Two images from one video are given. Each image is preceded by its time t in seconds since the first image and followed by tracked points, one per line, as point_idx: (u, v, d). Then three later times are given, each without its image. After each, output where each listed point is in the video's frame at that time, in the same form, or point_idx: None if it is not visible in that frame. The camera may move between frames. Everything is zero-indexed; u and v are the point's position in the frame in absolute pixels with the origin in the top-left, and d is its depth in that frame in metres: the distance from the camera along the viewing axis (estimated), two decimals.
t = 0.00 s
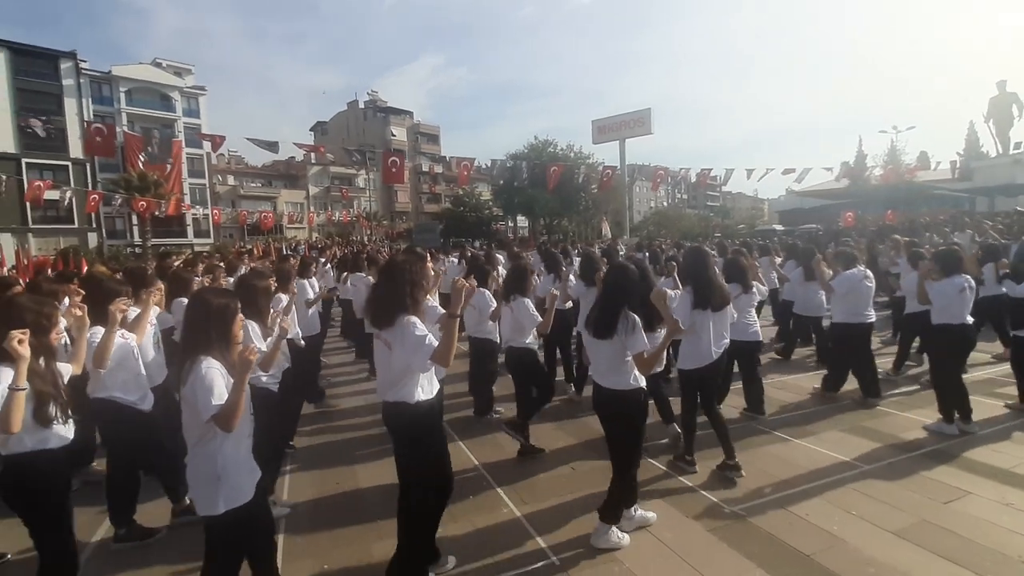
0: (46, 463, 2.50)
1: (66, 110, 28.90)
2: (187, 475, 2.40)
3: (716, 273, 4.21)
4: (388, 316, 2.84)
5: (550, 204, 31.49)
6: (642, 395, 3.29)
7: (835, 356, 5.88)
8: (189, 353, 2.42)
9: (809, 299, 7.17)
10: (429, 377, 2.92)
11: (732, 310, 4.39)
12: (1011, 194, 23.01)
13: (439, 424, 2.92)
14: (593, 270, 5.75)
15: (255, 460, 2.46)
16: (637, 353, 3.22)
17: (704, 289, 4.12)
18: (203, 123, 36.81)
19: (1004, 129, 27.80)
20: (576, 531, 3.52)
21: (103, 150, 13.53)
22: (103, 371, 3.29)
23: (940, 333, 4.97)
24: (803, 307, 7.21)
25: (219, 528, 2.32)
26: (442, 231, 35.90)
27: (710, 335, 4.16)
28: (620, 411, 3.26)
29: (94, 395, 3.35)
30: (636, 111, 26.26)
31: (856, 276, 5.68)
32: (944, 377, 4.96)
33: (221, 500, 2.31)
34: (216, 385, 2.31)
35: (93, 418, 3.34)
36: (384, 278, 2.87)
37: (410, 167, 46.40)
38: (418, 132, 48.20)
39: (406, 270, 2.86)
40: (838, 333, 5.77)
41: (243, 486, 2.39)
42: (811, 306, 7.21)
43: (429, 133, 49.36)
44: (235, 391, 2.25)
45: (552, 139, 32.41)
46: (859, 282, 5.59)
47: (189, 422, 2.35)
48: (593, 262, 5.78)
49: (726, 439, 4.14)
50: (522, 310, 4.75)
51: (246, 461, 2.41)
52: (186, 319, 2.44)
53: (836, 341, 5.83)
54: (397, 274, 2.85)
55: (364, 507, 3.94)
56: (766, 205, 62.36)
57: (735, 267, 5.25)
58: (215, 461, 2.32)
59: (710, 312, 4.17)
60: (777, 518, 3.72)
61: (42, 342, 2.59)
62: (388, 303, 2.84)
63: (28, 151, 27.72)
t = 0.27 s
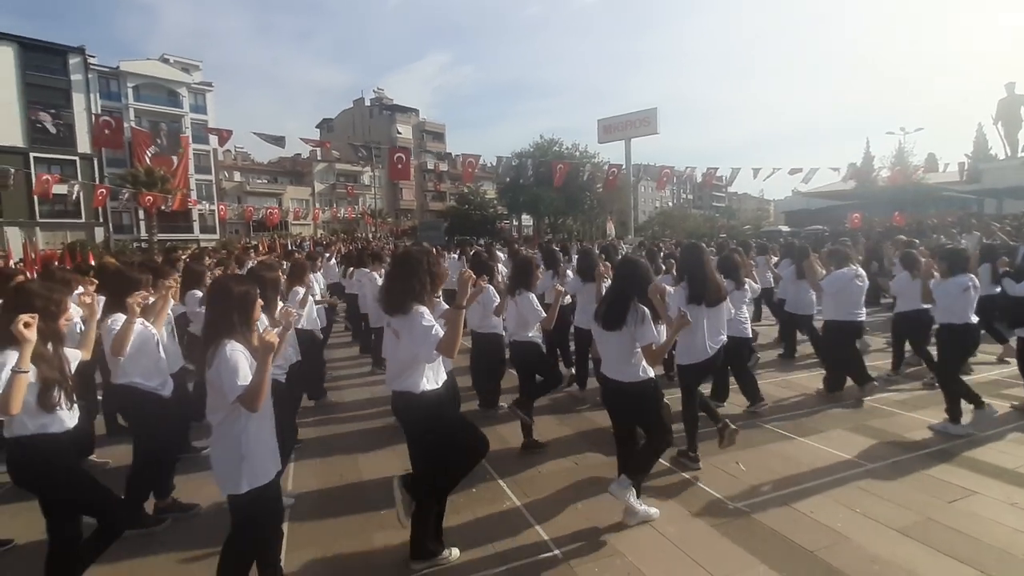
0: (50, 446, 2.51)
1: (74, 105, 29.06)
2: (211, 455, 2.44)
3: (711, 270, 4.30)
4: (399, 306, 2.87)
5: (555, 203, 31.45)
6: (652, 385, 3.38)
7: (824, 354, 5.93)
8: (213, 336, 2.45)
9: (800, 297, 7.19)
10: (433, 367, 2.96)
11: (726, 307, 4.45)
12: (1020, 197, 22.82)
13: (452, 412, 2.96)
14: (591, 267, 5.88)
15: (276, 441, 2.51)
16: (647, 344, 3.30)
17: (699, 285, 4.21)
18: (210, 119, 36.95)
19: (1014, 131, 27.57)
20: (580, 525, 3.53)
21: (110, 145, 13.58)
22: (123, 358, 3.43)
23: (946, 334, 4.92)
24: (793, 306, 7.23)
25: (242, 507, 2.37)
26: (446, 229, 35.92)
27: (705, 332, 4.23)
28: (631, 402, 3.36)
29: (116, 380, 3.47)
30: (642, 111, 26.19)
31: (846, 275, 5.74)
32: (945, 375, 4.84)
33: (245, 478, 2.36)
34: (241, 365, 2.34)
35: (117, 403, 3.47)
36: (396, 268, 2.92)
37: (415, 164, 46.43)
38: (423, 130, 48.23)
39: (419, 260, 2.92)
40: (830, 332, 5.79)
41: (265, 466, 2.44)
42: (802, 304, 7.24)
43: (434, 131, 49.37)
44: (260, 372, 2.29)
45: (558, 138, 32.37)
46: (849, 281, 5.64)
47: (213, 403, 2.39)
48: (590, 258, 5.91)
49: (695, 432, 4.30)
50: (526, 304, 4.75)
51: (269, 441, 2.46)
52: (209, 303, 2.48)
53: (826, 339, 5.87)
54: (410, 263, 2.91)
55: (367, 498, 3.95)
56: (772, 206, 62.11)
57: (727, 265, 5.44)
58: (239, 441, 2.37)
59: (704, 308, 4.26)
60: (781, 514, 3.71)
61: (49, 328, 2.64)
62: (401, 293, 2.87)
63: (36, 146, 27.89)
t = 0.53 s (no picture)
0: (62, 433, 2.55)
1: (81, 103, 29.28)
2: (225, 442, 2.52)
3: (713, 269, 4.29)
4: (409, 301, 2.89)
5: (559, 202, 31.46)
6: (659, 382, 3.39)
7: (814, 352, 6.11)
8: (225, 327, 2.50)
9: (796, 296, 7.45)
10: (443, 362, 2.97)
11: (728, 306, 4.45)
12: None
13: (459, 406, 2.96)
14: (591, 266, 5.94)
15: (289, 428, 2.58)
16: (654, 342, 3.30)
17: (700, 283, 4.21)
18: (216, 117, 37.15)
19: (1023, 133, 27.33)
20: (583, 521, 3.54)
21: (117, 142, 13.67)
22: (136, 349, 3.51)
23: (951, 334, 4.89)
24: (789, 306, 7.46)
25: (260, 490, 2.46)
26: (450, 228, 35.96)
27: (704, 330, 4.24)
28: (637, 400, 3.38)
29: (132, 371, 3.56)
30: (647, 111, 26.14)
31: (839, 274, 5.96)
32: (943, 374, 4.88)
33: (261, 465, 2.43)
34: (251, 355, 2.40)
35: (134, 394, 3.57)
36: (406, 263, 2.95)
37: (419, 164, 46.51)
38: (428, 130, 48.33)
39: (428, 256, 2.95)
40: (825, 331, 5.98)
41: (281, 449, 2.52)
42: (797, 303, 7.43)
43: (439, 130, 49.41)
44: (271, 362, 2.34)
45: (562, 138, 32.36)
46: (844, 280, 5.84)
47: (227, 392, 2.46)
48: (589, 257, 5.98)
49: (695, 433, 4.31)
50: (530, 303, 4.81)
51: (280, 428, 2.53)
52: (221, 295, 2.53)
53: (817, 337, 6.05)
54: (420, 259, 2.94)
55: (371, 493, 3.96)
56: (778, 207, 61.85)
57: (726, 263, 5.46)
58: (252, 429, 2.44)
59: (705, 306, 4.26)
60: (783, 512, 3.71)
61: (57, 317, 2.66)
62: (411, 289, 2.90)
63: (44, 144, 28.11)
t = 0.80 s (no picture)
0: (79, 430, 2.58)
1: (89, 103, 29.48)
2: (235, 436, 2.54)
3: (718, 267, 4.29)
4: (417, 297, 2.90)
5: (563, 201, 31.41)
6: (665, 380, 3.38)
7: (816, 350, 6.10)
8: (233, 324, 2.52)
9: (799, 294, 7.43)
10: (448, 359, 2.97)
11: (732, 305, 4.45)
12: None
13: (464, 403, 2.96)
14: (590, 263, 6.00)
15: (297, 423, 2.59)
16: (659, 340, 3.30)
17: (704, 282, 4.21)
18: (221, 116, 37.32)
19: None
20: (587, 517, 3.55)
21: (123, 141, 13.72)
22: (144, 343, 3.55)
23: (956, 333, 4.86)
24: (791, 304, 7.44)
25: (270, 484, 2.49)
26: (454, 227, 35.99)
27: (706, 329, 4.24)
28: (642, 397, 3.37)
29: (140, 365, 3.61)
30: (652, 109, 26.06)
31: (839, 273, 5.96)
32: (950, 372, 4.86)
33: (273, 458, 2.47)
34: (257, 351, 2.42)
35: (143, 388, 3.61)
36: (419, 258, 2.96)
37: (424, 163, 46.57)
38: (432, 129, 48.36)
39: (438, 252, 2.95)
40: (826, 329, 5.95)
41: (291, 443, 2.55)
42: (800, 301, 7.43)
43: (444, 129, 49.42)
44: (277, 360, 2.38)
45: (566, 137, 32.32)
46: (844, 279, 5.83)
47: (235, 387, 2.48)
48: (589, 255, 6.04)
49: (700, 433, 4.30)
50: (538, 301, 4.79)
51: (289, 422, 2.55)
52: (229, 292, 2.55)
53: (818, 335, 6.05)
54: (430, 254, 2.95)
55: (376, 488, 3.98)
56: (783, 206, 61.58)
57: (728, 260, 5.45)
58: (262, 424, 2.46)
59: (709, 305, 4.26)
60: (788, 509, 3.71)
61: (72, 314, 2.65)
62: (420, 284, 2.90)
63: (52, 143, 28.32)
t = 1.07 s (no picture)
0: (92, 420, 2.61)
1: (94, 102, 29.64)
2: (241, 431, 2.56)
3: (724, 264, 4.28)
4: (428, 293, 2.91)
5: (566, 200, 31.39)
6: (668, 377, 3.38)
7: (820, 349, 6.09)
8: (240, 320, 2.53)
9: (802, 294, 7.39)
10: (462, 354, 2.97)
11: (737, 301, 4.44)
12: None
13: (472, 400, 2.96)
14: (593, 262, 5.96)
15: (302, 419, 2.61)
16: (662, 338, 3.29)
17: (709, 278, 4.20)
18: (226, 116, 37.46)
19: None
20: (590, 515, 3.56)
21: (129, 140, 13.77)
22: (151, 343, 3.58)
23: (962, 332, 4.84)
24: (794, 303, 7.44)
25: (274, 480, 2.51)
26: (458, 226, 36.02)
27: (710, 326, 4.23)
28: (645, 394, 3.36)
29: (147, 363, 3.64)
30: (656, 109, 26.01)
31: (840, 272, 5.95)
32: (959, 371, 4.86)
33: (276, 455, 2.48)
34: (262, 348, 2.42)
35: (151, 385, 3.66)
36: (427, 255, 2.96)
37: (427, 162, 46.62)
38: (435, 128, 48.41)
39: (449, 248, 2.95)
40: (829, 329, 5.94)
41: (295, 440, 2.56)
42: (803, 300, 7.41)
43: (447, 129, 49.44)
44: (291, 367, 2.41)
45: (569, 136, 32.30)
46: (845, 278, 5.82)
47: (240, 383, 2.49)
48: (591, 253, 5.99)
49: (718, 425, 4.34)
50: (544, 298, 4.73)
51: (294, 419, 2.57)
52: (236, 287, 2.56)
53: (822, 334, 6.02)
54: (440, 251, 2.94)
55: (379, 485, 3.99)
56: (787, 205, 61.35)
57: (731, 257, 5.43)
58: (267, 421, 2.48)
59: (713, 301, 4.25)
60: (792, 508, 3.70)
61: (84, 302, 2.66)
62: (431, 280, 2.92)
63: (58, 142, 28.48)
